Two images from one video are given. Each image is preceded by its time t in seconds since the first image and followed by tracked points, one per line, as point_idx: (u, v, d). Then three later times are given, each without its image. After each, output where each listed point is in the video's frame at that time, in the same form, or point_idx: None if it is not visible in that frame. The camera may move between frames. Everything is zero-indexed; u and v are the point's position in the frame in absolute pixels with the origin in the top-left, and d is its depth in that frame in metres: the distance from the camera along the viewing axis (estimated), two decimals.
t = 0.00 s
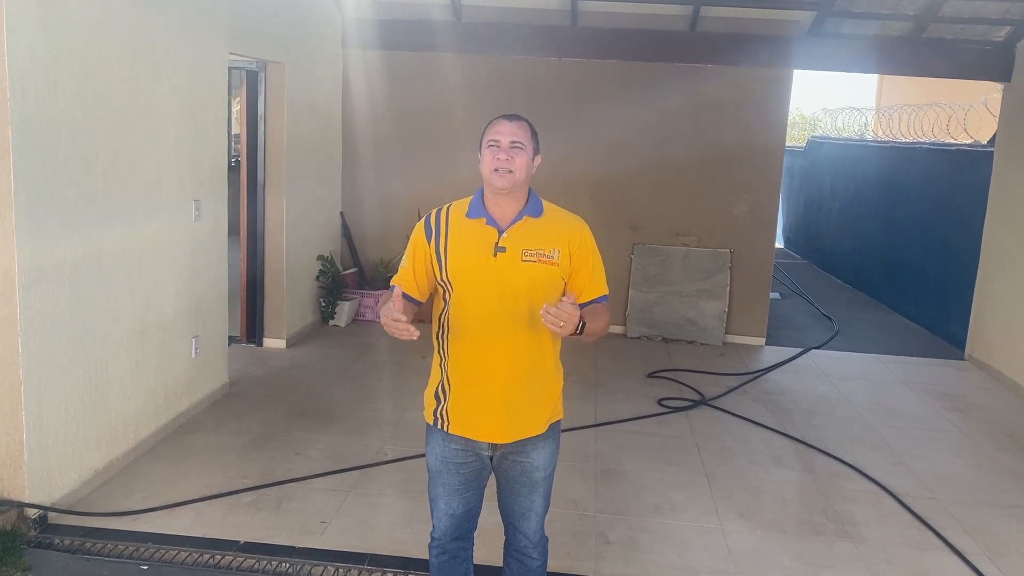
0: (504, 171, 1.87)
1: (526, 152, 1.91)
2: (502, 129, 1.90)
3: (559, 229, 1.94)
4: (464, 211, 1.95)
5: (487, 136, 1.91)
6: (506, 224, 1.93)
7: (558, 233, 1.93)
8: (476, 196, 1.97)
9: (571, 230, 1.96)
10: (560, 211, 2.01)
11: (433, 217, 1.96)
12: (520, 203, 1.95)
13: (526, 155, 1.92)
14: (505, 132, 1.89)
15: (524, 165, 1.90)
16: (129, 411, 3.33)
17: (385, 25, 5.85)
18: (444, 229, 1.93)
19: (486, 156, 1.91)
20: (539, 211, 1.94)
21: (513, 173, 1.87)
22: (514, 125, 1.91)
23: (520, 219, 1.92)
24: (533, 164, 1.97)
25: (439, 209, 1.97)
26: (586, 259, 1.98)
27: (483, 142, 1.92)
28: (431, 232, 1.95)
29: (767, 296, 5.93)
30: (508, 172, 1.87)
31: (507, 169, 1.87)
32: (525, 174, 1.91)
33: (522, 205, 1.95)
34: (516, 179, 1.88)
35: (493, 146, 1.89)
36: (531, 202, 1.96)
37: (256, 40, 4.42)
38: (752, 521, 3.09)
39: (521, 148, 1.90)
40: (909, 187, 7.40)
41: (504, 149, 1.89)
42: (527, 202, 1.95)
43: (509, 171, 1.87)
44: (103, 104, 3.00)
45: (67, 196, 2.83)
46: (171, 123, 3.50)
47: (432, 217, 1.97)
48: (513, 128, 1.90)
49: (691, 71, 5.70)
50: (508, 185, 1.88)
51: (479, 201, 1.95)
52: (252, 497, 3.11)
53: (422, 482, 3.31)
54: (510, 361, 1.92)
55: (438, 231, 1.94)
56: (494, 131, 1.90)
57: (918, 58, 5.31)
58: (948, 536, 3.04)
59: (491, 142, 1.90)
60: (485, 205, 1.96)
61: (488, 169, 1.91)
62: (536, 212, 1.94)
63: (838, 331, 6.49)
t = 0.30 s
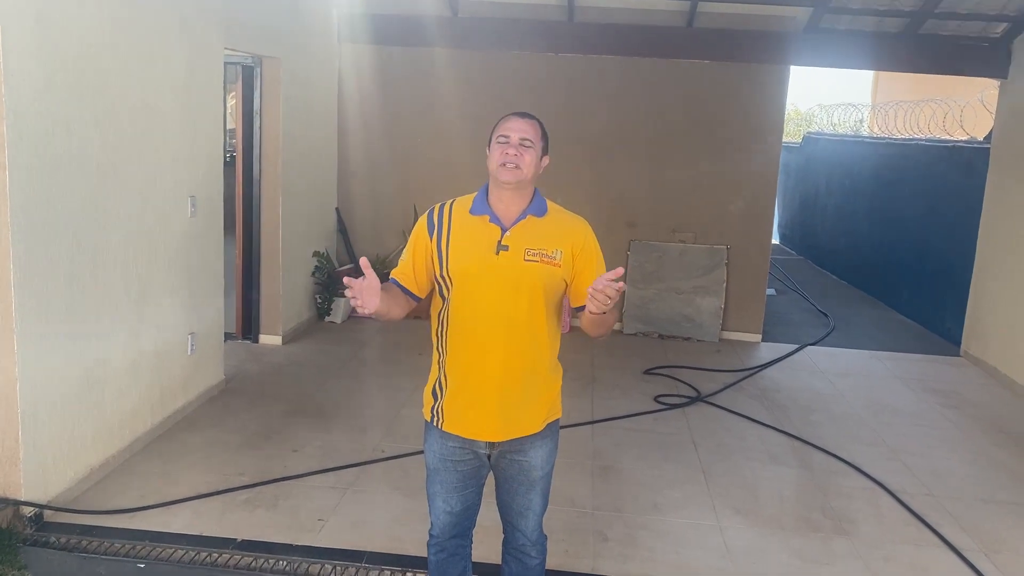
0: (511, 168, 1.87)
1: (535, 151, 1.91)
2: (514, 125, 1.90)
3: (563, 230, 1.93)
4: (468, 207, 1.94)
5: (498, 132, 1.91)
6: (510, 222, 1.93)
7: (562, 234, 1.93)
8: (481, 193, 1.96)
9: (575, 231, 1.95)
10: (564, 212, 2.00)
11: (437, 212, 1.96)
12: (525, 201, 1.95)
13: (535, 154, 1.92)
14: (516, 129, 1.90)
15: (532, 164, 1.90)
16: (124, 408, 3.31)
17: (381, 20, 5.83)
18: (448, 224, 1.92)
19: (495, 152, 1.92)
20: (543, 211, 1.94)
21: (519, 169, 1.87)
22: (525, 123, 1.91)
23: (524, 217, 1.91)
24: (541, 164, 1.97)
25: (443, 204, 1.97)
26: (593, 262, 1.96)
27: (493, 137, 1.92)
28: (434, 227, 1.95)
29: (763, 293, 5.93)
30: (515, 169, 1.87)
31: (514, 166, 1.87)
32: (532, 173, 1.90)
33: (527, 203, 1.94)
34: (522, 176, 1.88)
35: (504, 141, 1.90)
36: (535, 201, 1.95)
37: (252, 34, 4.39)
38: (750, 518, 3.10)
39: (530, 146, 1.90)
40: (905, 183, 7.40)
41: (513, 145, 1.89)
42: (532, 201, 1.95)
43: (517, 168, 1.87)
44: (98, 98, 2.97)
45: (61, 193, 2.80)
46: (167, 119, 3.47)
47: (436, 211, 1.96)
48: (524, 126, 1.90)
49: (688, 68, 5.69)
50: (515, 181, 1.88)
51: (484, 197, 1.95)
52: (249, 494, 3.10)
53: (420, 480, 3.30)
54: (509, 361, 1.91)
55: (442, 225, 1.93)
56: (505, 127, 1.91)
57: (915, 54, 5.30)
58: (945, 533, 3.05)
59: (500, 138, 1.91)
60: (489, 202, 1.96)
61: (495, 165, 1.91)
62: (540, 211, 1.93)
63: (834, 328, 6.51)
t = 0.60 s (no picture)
0: (517, 167, 1.86)
1: (541, 150, 1.90)
2: (521, 123, 1.88)
3: (565, 230, 1.94)
4: (472, 203, 1.93)
5: (505, 128, 1.90)
6: (513, 220, 1.93)
7: (563, 234, 1.93)
8: (485, 189, 1.95)
9: (577, 231, 1.95)
10: (566, 211, 2.00)
11: (440, 206, 1.95)
12: (529, 200, 1.95)
13: (541, 153, 1.91)
14: (523, 127, 1.88)
15: (539, 163, 1.89)
16: (120, 404, 3.30)
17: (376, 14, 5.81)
18: (451, 219, 1.91)
19: (500, 149, 1.90)
20: (546, 210, 1.94)
21: (527, 168, 1.86)
22: (533, 121, 1.90)
23: (527, 216, 1.91)
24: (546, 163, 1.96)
25: (447, 199, 1.95)
26: (592, 263, 1.98)
27: (500, 134, 1.91)
28: (437, 222, 1.94)
29: (759, 289, 5.94)
30: (521, 168, 1.86)
31: (520, 165, 1.86)
32: (538, 172, 1.90)
33: (530, 202, 1.94)
34: (529, 176, 1.87)
35: (510, 139, 1.88)
36: (539, 200, 1.95)
37: (247, 28, 4.37)
38: (745, 513, 3.11)
39: (537, 145, 1.89)
40: (900, 178, 7.42)
41: (521, 144, 1.88)
42: (535, 200, 1.94)
43: (524, 167, 1.86)
44: (92, 95, 2.95)
45: (56, 189, 2.79)
46: (161, 114, 3.45)
47: (439, 206, 1.95)
48: (532, 124, 1.89)
49: (683, 63, 5.69)
50: (522, 180, 1.87)
51: (488, 194, 1.94)
52: (245, 490, 3.10)
53: (416, 475, 3.31)
54: (507, 359, 1.92)
55: (444, 220, 1.92)
56: (512, 125, 1.89)
57: (911, 50, 5.30)
58: (939, 529, 3.06)
59: (508, 135, 1.89)
60: (493, 199, 1.95)
61: (501, 163, 1.89)
62: (543, 210, 1.93)
63: (829, 323, 6.52)
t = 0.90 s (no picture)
0: (518, 165, 1.86)
1: (543, 148, 1.90)
2: (523, 121, 1.88)
3: (565, 227, 1.94)
4: (473, 199, 1.93)
5: (506, 125, 1.89)
6: (514, 217, 1.93)
7: (564, 232, 1.93)
8: (487, 186, 1.95)
9: (577, 228, 1.95)
10: (567, 208, 2.00)
11: (441, 202, 1.95)
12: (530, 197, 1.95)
13: (543, 151, 1.91)
14: (524, 125, 1.88)
15: (540, 160, 1.89)
16: (115, 399, 3.30)
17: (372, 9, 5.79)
18: (452, 216, 1.91)
19: (502, 146, 1.90)
20: (547, 208, 1.94)
21: (528, 166, 1.86)
22: (534, 119, 1.89)
23: (528, 214, 1.91)
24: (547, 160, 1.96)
25: (448, 195, 1.95)
26: (592, 261, 1.98)
27: (501, 131, 1.91)
28: (438, 218, 1.94)
29: (754, 284, 5.96)
30: (523, 166, 1.86)
31: (521, 162, 1.86)
32: (540, 170, 1.90)
33: (531, 199, 1.94)
34: (530, 173, 1.87)
35: (511, 137, 1.88)
36: (540, 197, 1.95)
37: (242, 22, 4.35)
38: (740, 508, 3.12)
39: (538, 143, 1.89)
40: (896, 174, 7.43)
41: (522, 142, 1.87)
42: (536, 197, 1.94)
43: (525, 164, 1.86)
44: (87, 89, 2.94)
45: (51, 184, 2.78)
46: (156, 110, 3.44)
47: (440, 202, 1.95)
48: (533, 122, 1.88)
49: (680, 58, 5.69)
50: (523, 177, 1.87)
51: (489, 190, 1.94)
52: (241, 485, 3.10)
53: (412, 470, 3.31)
54: (507, 356, 1.93)
55: (445, 217, 1.92)
56: (513, 122, 1.89)
57: (907, 45, 5.31)
58: (933, 523, 3.08)
59: (509, 132, 1.89)
60: (494, 195, 1.95)
61: (502, 160, 1.89)
62: (544, 208, 1.94)
63: (824, 318, 6.54)
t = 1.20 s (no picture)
0: (511, 153, 1.86)
1: (534, 135, 1.90)
2: (511, 110, 1.88)
3: (561, 213, 1.94)
4: (469, 190, 1.94)
5: (496, 116, 1.90)
6: (511, 206, 1.93)
7: (560, 218, 1.94)
8: (482, 177, 1.96)
9: (574, 214, 1.96)
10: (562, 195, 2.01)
11: (437, 195, 1.95)
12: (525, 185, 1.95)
13: (534, 139, 1.91)
14: (513, 114, 1.88)
15: (532, 147, 1.89)
16: (110, 391, 3.30)
17: None
18: (449, 208, 1.92)
19: (493, 137, 1.90)
20: (543, 195, 1.94)
21: (521, 154, 1.87)
22: (522, 108, 1.89)
23: (524, 202, 1.92)
24: (540, 147, 1.96)
25: (443, 187, 1.96)
26: (591, 245, 1.98)
27: (492, 122, 1.91)
28: (435, 210, 1.94)
29: (748, 276, 5.97)
30: (515, 154, 1.86)
31: (513, 151, 1.86)
32: (532, 157, 1.90)
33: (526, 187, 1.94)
34: (523, 161, 1.88)
35: (502, 127, 1.88)
36: (535, 185, 1.95)
37: (236, 13, 4.33)
38: (733, 499, 3.14)
39: (529, 131, 1.88)
40: (890, 166, 7.45)
41: (512, 131, 1.88)
42: (531, 184, 1.95)
43: (518, 153, 1.86)
44: (80, 80, 2.92)
45: (44, 176, 2.77)
46: (149, 101, 3.42)
47: (437, 195, 1.96)
48: (522, 111, 1.88)
49: (675, 50, 5.68)
50: (516, 166, 1.87)
51: (484, 181, 1.94)
52: (236, 477, 3.10)
53: (407, 461, 3.33)
54: (509, 345, 1.93)
55: (442, 209, 1.93)
56: (502, 112, 1.89)
57: (901, 37, 5.31)
58: (924, 514, 3.10)
59: (500, 122, 1.89)
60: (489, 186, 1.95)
61: (494, 150, 1.90)
62: (539, 195, 1.94)
63: (818, 310, 6.57)
